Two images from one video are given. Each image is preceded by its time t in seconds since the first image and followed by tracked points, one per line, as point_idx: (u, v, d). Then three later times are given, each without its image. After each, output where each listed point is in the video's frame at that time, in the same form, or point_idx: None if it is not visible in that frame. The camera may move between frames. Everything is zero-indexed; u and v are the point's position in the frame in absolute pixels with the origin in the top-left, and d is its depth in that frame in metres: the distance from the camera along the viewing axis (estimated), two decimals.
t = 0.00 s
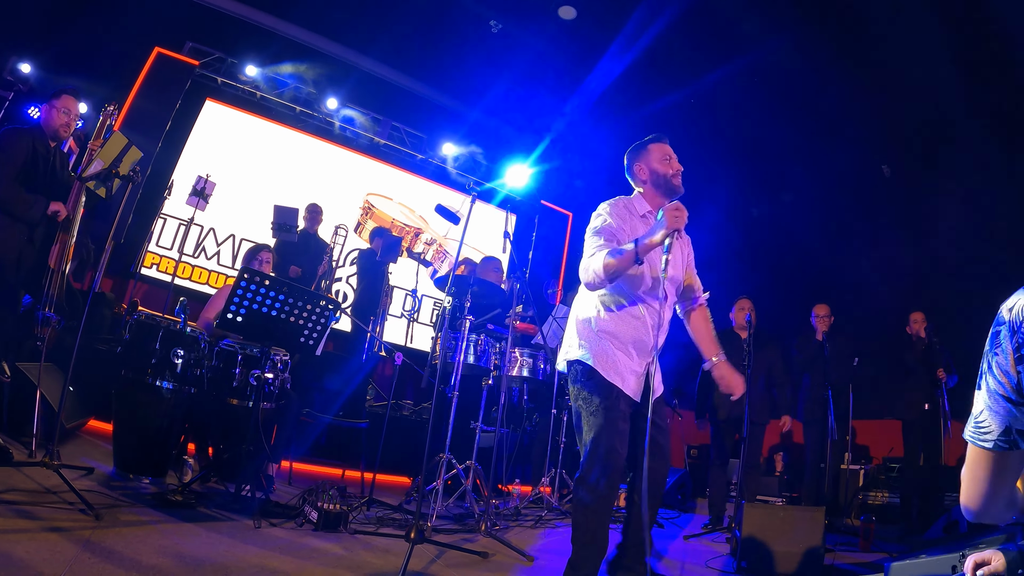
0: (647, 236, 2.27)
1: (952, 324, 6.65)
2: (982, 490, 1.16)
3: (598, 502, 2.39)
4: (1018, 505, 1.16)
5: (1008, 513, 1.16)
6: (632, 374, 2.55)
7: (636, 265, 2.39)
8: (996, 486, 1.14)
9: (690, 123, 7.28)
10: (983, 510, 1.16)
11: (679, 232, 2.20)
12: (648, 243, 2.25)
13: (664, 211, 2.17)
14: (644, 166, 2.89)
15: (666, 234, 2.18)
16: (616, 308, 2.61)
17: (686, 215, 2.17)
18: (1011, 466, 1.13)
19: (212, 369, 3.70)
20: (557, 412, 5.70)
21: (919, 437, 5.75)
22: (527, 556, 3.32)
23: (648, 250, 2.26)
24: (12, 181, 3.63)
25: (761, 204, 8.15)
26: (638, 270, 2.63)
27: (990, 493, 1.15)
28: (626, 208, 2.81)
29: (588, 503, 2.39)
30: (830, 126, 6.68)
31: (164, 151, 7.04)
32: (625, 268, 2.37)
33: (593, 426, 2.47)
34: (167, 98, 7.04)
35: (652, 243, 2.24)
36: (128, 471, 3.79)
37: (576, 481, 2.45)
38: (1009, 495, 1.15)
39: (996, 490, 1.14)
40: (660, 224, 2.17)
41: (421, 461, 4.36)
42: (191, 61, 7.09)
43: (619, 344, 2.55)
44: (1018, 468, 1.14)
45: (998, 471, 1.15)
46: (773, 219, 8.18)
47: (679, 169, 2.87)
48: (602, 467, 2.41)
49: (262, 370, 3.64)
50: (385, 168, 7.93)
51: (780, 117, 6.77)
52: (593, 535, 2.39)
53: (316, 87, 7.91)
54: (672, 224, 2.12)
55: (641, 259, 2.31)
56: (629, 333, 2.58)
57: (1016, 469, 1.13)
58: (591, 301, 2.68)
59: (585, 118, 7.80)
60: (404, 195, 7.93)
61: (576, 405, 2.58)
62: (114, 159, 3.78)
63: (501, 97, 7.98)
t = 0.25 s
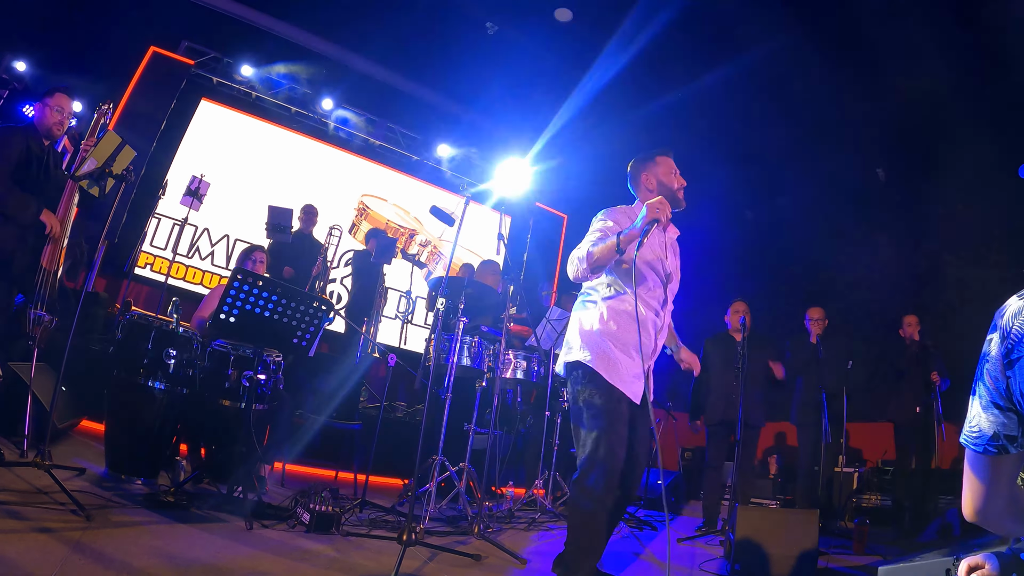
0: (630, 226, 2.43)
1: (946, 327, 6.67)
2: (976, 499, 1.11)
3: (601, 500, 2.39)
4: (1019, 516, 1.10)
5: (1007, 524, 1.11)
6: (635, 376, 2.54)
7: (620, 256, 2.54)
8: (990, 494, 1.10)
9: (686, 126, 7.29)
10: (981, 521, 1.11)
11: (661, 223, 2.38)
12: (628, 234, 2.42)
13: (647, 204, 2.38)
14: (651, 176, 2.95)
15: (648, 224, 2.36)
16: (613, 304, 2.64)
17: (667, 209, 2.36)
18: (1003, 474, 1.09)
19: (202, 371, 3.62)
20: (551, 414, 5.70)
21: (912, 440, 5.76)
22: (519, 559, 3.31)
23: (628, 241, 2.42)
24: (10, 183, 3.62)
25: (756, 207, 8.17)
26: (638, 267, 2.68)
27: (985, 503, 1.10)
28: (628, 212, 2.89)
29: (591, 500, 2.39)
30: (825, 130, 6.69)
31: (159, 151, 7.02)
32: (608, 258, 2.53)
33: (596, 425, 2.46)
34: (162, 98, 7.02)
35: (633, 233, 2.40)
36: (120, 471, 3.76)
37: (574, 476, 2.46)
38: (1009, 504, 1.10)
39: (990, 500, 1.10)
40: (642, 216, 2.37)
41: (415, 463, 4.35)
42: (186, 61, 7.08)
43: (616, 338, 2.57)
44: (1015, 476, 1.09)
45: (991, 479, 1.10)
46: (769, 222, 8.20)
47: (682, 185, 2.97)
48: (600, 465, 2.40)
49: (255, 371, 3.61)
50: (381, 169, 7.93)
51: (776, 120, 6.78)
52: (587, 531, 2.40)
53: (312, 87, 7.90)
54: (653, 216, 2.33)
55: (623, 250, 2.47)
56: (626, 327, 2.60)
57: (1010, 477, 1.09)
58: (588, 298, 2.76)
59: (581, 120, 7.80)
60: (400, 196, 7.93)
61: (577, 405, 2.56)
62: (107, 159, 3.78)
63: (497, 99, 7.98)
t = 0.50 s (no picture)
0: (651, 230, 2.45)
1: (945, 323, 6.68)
2: (980, 500, 1.13)
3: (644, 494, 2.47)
4: None
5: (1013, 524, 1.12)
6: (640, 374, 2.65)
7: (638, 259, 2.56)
8: (992, 496, 1.11)
9: (685, 123, 7.29)
10: (987, 520, 1.13)
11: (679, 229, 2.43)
12: (650, 236, 2.43)
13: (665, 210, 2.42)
14: (658, 190, 3.05)
15: (667, 229, 2.40)
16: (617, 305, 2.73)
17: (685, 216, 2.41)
18: (1005, 476, 1.09)
19: (204, 370, 3.62)
20: (551, 412, 5.70)
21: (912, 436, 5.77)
22: (521, 556, 3.31)
23: (650, 244, 2.44)
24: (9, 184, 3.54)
25: (755, 205, 8.17)
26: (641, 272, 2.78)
27: (990, 503, 1.12)
28: (638, 220, 2.92)
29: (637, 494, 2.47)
30: (824, 127, 6.69)
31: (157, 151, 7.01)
32: (627, 260, 2.53)
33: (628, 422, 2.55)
34: (161, 98, 7.01)
35: (654, 236, 2.43)
36: (121, 471, 3.73)
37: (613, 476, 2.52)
38: (1013, 504, 1.11)
39: (993, 501, 1.11)
40: (659, 222, 2.41)
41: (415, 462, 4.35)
42: (185, 61, 7.07)
43: (625, 337, 2.66)
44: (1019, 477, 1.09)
45: (994, 480, 1.11)
46: (768, 219, 8.20)
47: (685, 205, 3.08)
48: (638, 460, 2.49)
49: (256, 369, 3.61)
50: (380, 168, 7.93)
51: (775, 117, 6.78)
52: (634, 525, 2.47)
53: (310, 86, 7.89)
54: (672, 222, 2.37)
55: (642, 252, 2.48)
56: (633, 327, 2.69)
57: (1013, 479, 1.09)
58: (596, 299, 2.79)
59: (580, 118, 7.79)
60: (399, 195, 7.93)
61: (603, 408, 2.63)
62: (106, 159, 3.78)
63: (496, 97, 7.98)
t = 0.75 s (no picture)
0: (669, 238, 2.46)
1: (950, 322, 6.66)
2: (983, 502, 1.16)
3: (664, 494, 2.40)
4: None
5: (1015, 523, 1.15)
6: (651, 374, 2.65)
7: (655, 264, 2.57)
8: (995, 497, 1.13)
9: (688, 122, 7.28)
10: (989, 521, 1.16)
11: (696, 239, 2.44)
12: (669, 244, 2.43)
13: (684, 219, 2.43)
14: (670, 194, 3.05)
15: (685, 237, 2.41)
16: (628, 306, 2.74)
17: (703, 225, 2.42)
18: (1007, 478, 1.12)
19: (210, 370, 3.66)
20: (556, 411, 5.70)
21: (918, 435, 5.75)
22: (527, 556, 3.32)
23: (668, 252, 2.44)
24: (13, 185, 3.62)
25: (759, 204, 8.17)
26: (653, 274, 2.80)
27: (992, 505, 1.15)
28: (651, 222, 2.93)
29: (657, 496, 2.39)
30: (828, 125, 6.68)
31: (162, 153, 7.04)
32: (644, 265, 2.54)
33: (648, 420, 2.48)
34: (166, 99, 7.04)
35: (672, 245, 2.43)
36: (128, 473, 3.76)
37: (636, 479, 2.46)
38: (1015, 505, 1.13)
39: (995, 502, 1.14)
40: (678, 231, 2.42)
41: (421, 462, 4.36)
42: (189, 63, 7.09)
43: (639, 336, 2.66)
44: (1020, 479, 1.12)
45: (997, 482, 1.14)
46: (772, 218, 8.20)
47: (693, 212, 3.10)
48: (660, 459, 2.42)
49: (262, 370, 3.63)
50: (384, 169, 7.94)
51: (778, 115, 6.75)
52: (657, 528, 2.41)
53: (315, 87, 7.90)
54: (690, 231, 2.39)
55: (660, 259, 2.49)
56: (645, 329, 2.70)
57: (1015, 481, 1.12)
58: (606, 299, 2.81)
59: (583, 118, 7.79)
60: (402, 195, 7.94)
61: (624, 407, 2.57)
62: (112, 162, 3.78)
63: (499, 97, 7.99)
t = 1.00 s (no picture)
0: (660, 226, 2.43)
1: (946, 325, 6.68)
2: (971, 502, 1.14)
3: (646, 504, 2.37)
4: (1013, 516, 1.12)
5: (1003, 524, 1.13)
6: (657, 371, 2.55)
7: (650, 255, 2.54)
8: (983, 497, 1.12)
9: (685, 125, 7.28)
10: (976, 521, 1.14)
11: (688, 224, 2.39)
12: (661, 233, 2.40)
13: (675, 205, 2.37)
14: (678, 187, 2.98)
15: (675, 225, 2.35)
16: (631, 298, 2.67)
17: (695, 210, 2.37)
18: (995, 477, 1.11)
19: (204, 371, 3.61)
20: (551, 413, 5.70)
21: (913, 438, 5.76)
22: (521, 558, 3.32)
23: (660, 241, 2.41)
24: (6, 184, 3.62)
25: (755, 207, 8.18)
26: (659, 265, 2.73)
27: (980, 505, 1.13)
28: (652, 216, 2.92)
29: (638, 505, 2.37)
30: (824, 129, 6.70)
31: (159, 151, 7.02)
32: (638, 256, 2.53)
33: (633, 428, 2.47)
34: (163, 98, 7.02)
35: (663, 233, 2.40)
36: (122, 472, 3.76)
37: (618, 489, 2.45)
38: (1003, 504, 1.12)
39: (983, 502, 1.12)
40: (670, 216, 2.36)
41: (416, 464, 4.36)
42: (186, 62, 7.08)
43: (643, 334, 2.58)
44: (1007, 479, 1.11)
45: (984, 481, 1.13)
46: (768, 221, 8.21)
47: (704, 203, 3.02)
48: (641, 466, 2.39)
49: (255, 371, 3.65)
50: (381, 169, 7.94)
51: (775, 118, 6.76)
52: (643, 539, 2.36)
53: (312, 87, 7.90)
54: (682, 216, 2.33)
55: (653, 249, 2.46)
56: (651, 324, 2.62)
57: (1003, 481, 1.11)
58: (609, 296, 2.76)
59: (580, 119, 7.79)
60: (400, 196, 7.95)
61: (611, 414, 2.56)
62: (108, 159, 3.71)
63: (496, 99, 7.98)
